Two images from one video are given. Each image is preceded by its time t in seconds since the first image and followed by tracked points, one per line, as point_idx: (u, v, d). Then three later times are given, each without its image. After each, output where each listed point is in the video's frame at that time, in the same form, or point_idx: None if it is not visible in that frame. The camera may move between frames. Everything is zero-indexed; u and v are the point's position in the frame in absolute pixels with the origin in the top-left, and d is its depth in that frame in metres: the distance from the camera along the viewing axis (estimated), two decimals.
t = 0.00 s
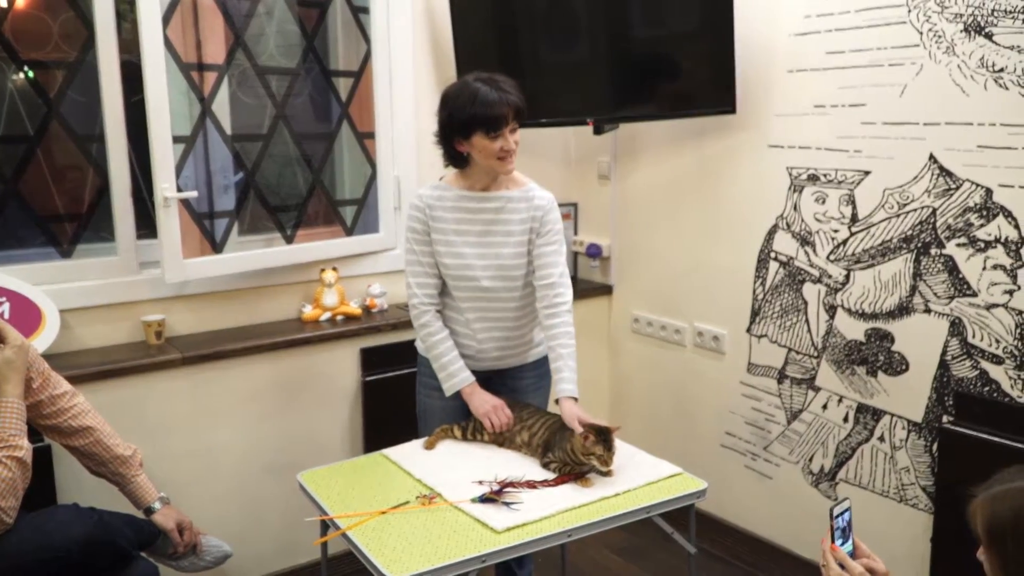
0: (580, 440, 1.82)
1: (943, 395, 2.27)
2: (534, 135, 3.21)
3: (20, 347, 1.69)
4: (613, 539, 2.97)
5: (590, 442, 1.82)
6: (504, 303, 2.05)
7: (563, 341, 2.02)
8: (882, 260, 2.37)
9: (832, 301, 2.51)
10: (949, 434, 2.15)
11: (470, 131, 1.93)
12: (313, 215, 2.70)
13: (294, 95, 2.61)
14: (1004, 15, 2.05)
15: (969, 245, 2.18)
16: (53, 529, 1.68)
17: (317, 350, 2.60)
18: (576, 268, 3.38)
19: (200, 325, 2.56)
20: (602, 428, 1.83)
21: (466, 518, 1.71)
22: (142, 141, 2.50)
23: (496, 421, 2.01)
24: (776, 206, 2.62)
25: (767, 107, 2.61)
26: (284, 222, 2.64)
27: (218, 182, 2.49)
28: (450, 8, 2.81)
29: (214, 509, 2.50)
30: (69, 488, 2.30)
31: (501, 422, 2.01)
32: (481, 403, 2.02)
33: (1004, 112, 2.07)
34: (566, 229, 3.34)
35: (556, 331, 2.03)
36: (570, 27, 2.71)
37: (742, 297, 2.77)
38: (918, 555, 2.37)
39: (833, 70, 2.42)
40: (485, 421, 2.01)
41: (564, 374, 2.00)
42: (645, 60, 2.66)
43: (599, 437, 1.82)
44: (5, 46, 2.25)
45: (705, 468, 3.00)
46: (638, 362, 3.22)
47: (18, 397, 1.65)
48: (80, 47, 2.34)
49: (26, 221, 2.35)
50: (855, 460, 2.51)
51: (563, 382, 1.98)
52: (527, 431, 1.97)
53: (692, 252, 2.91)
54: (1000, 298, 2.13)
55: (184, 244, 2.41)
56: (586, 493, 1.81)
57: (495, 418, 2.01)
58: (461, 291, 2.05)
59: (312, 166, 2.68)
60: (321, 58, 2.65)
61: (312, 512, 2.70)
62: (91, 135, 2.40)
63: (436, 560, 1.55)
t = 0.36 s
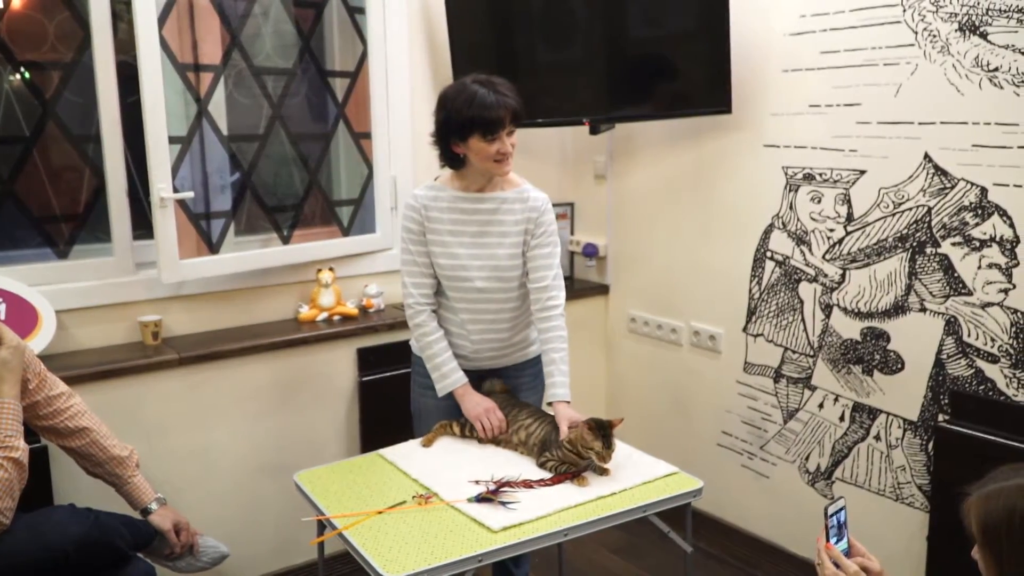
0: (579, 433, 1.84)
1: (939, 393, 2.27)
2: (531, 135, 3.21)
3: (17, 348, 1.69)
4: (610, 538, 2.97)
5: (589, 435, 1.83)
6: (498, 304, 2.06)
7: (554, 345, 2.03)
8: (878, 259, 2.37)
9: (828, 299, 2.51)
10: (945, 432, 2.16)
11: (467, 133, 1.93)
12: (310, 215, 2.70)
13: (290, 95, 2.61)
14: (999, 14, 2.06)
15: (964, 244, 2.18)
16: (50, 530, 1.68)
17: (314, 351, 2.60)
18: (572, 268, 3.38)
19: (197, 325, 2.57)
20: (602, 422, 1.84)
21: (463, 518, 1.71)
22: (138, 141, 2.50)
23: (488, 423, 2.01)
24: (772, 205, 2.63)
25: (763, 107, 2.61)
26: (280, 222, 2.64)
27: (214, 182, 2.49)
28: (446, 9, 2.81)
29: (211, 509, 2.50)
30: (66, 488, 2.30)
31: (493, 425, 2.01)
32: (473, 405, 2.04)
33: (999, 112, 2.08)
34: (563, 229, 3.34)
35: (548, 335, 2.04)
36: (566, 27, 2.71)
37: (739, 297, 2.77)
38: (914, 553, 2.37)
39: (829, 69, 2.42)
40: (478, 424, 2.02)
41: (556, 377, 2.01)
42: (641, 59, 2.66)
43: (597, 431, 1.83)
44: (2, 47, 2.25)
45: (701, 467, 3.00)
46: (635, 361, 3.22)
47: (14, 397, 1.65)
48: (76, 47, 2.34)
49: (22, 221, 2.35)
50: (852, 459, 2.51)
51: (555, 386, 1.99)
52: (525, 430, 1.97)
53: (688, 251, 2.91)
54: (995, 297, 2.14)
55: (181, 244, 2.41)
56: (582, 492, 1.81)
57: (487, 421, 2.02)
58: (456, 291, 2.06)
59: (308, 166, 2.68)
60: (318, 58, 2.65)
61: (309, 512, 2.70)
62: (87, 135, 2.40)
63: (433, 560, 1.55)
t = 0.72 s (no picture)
0: (572, 427, 1.86)
1: (934, 392, 2.28)
2: (527, 135, 3.21)
3: (13, 348, 1.69)
4: (606, 538, 2.97)
5: (580, 430, 1.86)
6: (492, 302, 2.06)
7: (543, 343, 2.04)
8: (873, 258, 2.38)
9: (824, 299, 2.52)
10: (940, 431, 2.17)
11: (460, 132, 1.93)
12: (306, 215, 2.70)
13: (286, 95, 2.61)
14: (993, 14, 2.06)
15: (959, 243, 2.19)
16: (46, 530, 1.68)
17: (310, 351, 2.60)
18: (569, 267, 3.38)
19: (193, 326, 2.56)
20: (595, 418, 1.87)
21: (459, 518, 1.71)
22: (134, 141, 2.49)
23: (479, 424, 2.03)
24: (768, 204, 2.63)
25: (759, 106, 2.62)
26: (276, 222, 2.64)
27: (210, 182, 2.49)
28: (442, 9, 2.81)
29: (207, 510, 2.50)
30: (62, 489, 2.29)
31: (484, 426, 2.03)
32: (466, 405, 2.04)
33: (993, 111, 2.08)
34: (559, 229, 3.33)
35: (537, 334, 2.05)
36: (563, 27, 2.71)
37: (734, 296, 2.78)
38: (910, 552, 2.38)
39: (824, 69, 2.43)
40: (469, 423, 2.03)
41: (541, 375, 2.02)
42: (637, 60, 2.67)
43: (588, 426, 1.86)
44: None
45: (698, 466, 3.01)
46: (631, 361, 3.22)
47: (11, 398, 1.65)
48: (71, 48, 2.34)
49: (18, 222, 2.34)
50: (848, 458, 2.52)
51: (541, 384, 2.01)
52: (521, 427, 1.98)
53: (685, 251, 2.92)
54: (990, 296, 2.15)
55: (177, 244, 2.41)
56: (578, 491, 1.81)
57: (479, 421, 2.03)
58: (449, 290, 2.06)
59: (305, 167, 2.68)
60: (313, 58, 2.65)
61: (306, 512, 2.70)
62: (83, 135, 2.39)
63: (429, 559, 1.55)
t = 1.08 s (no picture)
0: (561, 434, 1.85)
1: (927, 391, 2.29)
2: (521, 135, 3.21)
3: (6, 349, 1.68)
4: (601, 537, 2.98)
5: (571, 440, 1.84)
6: (485, 299, 2.06)
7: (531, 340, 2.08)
8: (866, 257, 2.39)
9: (817, 298, 2.53)
10: (932, 429, 2.18)
11: (450, 130, 1.93)
12: (300, 215, 2.70)
13: (280, 95, 2.60)
14: (985, 14, 2.07)
15: (951, 242, 2.20)
16: (39, 532, 1.67)
17: (305, 351, 2.60)
18: (563, 267, 3.39)
19: (187, 326, 2.56)
20: (586, 426, 1.85)
21: (454, 517, 1.71)
22: (127, 141, 2.48)
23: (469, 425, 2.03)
24: (761, 203, 2.64)
25: (752, 106, 2.62)
26: (270, 222, 2.63)
27: (203, 183, 2.48)
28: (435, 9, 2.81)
29: (200, 511, 2.49)
30: (54, 490, 2.28)
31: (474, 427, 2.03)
32: (457, 406, 2.03)
33: (985, 111, 2.10)
34: (553, 228, 3.33)
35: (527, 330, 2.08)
36: (557, 26, 2.70)
37: (728, 295, 2.78)
38: (903, 549, 2.39)
39: (818, 69, 2.43)
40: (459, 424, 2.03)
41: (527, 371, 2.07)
42: (631, 60, 2.67)
43: (579, 435, 1.84)
44: None
45: (692, 465, 3.02)
46: (626, 360, 3.23)
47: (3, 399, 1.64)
48: (63, 47, 2.33)
49: (10, 222, 2.33)
50: (841, 456, 2.53)
51: (526, 380, 2.06)
52: (512, 429, 1.98)
53: (679, 251, 2.92)
54: (982, 295, 2.16)
55: (170, 244, 2.40)
56: (573, 491, 1.81)
57: (469, 422, 2.03)
58: (442, 288, 2.06)
59: (298, 167, 2.67)
60: (307, 58, 2.64)
61: (300, 512, 2.70)
62: (75, 135, 2.38)
63: (425, 559, 1.55)
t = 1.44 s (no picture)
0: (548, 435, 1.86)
1: (915, 389, 2.31)
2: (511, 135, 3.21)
3: None
4: (592, 536, 2.98)
5: (555, 440, 1.85)
6: (477, 299, 2.07)
7: (518, 338, 2.09)
8: (855, 256, 2.40)
9: (806, 297, 2.54)
10: (920, 427, 2.19)
11: (442, 133, 1.92)
12: (289, 215, 2.69)
13: (269, 94, 2.59)
14: (972, 14, 2.09)
15: (938, 241, 2.22)
16: (26, 534, 1.66)
17: (294, 352, 2.59)
18: (553, 266, 3.39)
19: (175, 327, 2.55)
20: (571, 428, 1.85)
21: (445, 517, 1.71)
22: (115, 141, 2.47)
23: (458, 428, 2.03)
24: (750, 203, 2.65)
25: (741, 106, 2.63)
26: (260, 222, 2.62)
27: (192, 183, 2.48)
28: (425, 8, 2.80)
29: (190, 512, 2.49)
30: (42, 492, 2.27)
31: (462, 431, 2.03)
32: (448, 409, 2.04)
33: (971, 111, 2.11)
34: (543, 228, 3.33)
35: (516, 328, 2.10)
36: (547, 25, 2.70)
37: (718, 294, 2.79)
38: (892, 546, 2.40)
39: (806, 68, 2.45)
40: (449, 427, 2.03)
41: (512, 369, 2.07)
42: (621, 59, 2.68)
43: (563, 436, 1.85)
44: None
45: (682, 464, 3.02)
46: (616, 359, 3.23)
47: None
48: (50, 46, 2.31)
49: None
50: (830, 454, 2.54)
51: (510, 377, 2.07)
52: (500, 429, 1.99)
53: (668, 250, 2.93)
54: (969, 293, 2.17)
55: (159, 244, 2.39)
56: (563, 490, 1.82)
57: (458, 425, 2.03)
58: (434, 289, 2.05)
59: (288, 167, 2.67)
60: (296, 58, 2.64)
61: (290, 513, 2.69)
62: (62, 135, 2.37)
63: (415, 559, 1.55)
